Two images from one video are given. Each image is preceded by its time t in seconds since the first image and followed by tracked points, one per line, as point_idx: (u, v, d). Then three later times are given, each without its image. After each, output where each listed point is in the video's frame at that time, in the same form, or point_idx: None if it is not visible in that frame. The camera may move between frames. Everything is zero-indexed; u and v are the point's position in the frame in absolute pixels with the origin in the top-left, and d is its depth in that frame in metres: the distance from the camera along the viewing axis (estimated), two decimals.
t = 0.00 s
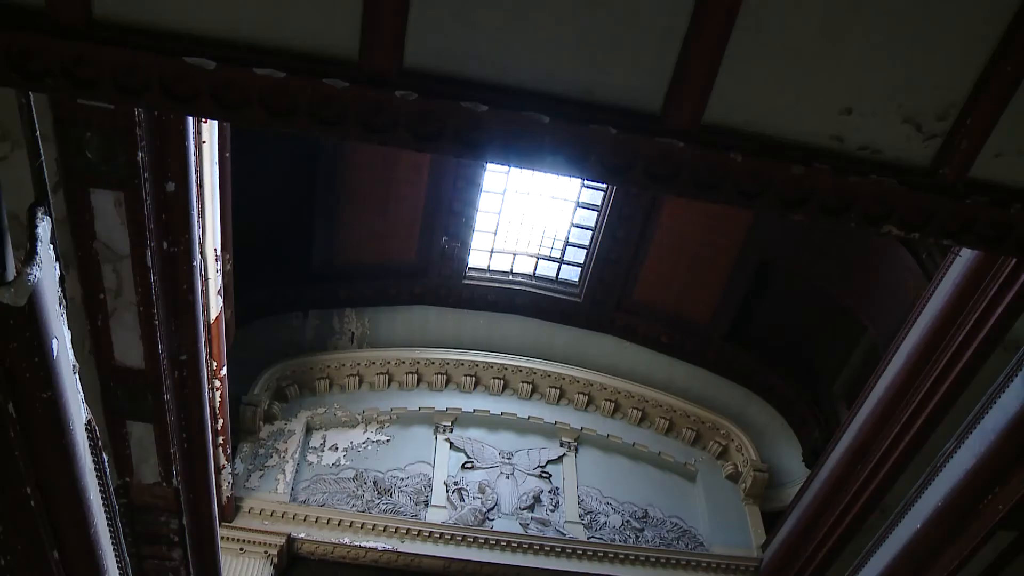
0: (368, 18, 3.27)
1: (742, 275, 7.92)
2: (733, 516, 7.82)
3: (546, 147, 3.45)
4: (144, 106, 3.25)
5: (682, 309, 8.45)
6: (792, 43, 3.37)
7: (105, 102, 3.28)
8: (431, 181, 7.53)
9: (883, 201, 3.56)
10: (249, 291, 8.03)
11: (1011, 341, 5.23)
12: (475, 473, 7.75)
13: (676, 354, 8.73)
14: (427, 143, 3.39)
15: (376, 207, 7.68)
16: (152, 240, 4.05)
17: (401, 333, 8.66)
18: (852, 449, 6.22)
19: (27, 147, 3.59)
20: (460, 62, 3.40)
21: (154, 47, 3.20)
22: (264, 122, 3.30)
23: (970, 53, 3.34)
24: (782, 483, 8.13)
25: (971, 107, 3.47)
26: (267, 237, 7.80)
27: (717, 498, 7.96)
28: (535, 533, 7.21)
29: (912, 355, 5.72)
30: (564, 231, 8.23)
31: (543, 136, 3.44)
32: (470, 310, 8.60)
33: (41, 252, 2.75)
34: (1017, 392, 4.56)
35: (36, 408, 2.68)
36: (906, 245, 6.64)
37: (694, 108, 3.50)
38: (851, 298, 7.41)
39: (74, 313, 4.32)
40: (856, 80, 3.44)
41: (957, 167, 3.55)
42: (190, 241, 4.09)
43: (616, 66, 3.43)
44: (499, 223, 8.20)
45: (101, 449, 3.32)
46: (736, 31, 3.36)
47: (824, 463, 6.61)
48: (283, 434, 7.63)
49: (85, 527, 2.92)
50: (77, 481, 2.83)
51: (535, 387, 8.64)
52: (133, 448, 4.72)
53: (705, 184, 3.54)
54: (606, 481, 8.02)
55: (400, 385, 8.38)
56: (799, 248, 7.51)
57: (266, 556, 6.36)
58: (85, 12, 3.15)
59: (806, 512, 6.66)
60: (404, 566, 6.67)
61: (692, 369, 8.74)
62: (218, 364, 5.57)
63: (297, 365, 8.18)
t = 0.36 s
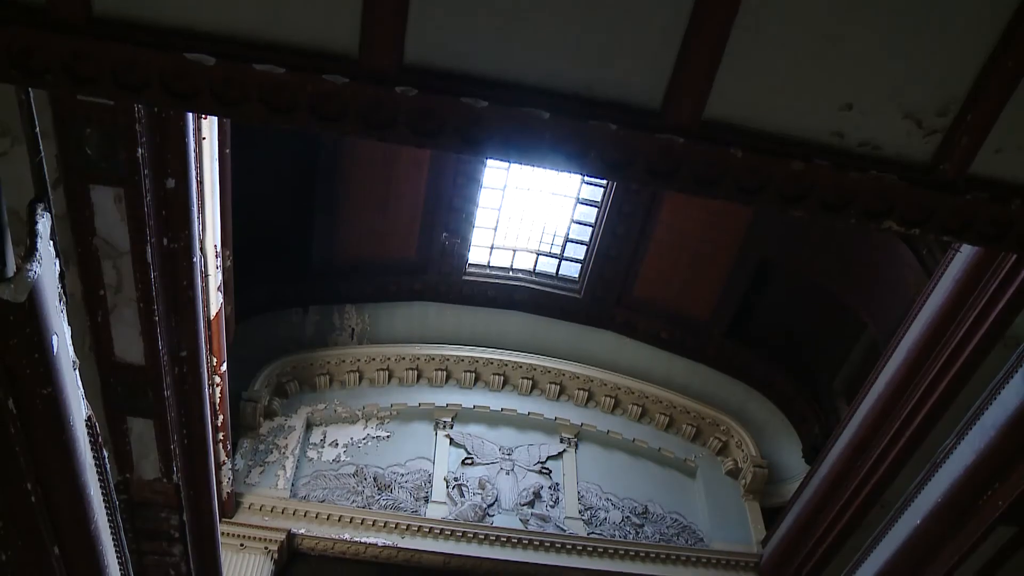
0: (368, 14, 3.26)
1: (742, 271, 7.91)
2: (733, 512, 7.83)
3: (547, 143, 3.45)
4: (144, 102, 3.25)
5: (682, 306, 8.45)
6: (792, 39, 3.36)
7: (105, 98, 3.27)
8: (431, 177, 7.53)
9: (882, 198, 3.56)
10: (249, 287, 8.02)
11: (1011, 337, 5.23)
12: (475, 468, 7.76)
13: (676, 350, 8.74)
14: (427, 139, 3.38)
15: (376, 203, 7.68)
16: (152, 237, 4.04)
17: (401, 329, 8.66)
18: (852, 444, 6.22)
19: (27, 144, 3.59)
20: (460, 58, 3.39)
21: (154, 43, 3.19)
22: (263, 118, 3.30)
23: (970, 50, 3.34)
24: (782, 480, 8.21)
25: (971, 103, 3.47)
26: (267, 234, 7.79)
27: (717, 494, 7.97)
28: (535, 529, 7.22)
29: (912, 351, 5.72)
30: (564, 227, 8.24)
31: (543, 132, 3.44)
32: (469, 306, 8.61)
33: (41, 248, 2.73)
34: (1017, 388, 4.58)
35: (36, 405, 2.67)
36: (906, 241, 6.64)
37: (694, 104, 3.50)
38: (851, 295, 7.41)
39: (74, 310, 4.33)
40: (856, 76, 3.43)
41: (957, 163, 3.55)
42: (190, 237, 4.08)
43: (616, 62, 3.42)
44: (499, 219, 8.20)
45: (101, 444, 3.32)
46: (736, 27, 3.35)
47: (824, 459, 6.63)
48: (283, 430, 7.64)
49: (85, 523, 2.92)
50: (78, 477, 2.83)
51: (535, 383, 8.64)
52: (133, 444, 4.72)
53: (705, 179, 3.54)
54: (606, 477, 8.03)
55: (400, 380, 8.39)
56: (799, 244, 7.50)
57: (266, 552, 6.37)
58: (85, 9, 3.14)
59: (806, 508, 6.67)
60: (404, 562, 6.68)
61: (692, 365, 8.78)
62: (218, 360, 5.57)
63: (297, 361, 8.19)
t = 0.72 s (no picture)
0: None
1: (742, 250, 7.90)
2: (733, 490, 7.87)
3: (547, 122, 3.41)
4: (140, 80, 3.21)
5: (682, 284, 8.45)
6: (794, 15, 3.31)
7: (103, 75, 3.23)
8: (432, 156, 7.50)
9: (883, 176, 3.51)
10: (248, 266, 8.02)
11: (1012, 316, 5.21)
12: (475, 447, 7.79)
13: (675, 329, 8.75)
14: (426, 116, 3.35)
15: (376, 182, 7.65)
16: (152, 215, 4.02)
17: (402, 309, 8.67)
18: (852, 423, 6.24)
19: (23, 123, 3.54)
20: (460, 35, 3.35)
21: (152, 20, 3.15)
22: (263, 95, 3.25)
23: (974, 27, 3.30)
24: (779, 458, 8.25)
25: (974, 81, 3.43)
26: (266, 212, 7.76)
27: (717, 472, 8.01)
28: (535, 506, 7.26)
29: (912, 331, 5.72)
30: (564, 207, 8.20)
31: (543, 110, 3.39)
32: (470, 284, 8.63)
33: (40, 227, 2.71)
34: (1017, 366, 4.57)
35: (37, 381, 2.67)
36: (907, 220, 6.63)
37: (694, 82, 3.46)
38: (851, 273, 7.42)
39: (74, 287, 4.30)
40: (858, 53, 3.39)
41: (959, 141, 3.51)
42: (190, 217, 4.06)
43: (616, 39, 3.37)
44: (499, 198, 8.15)
45: (102, 421, 3.31)
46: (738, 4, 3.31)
47: (824, 437, 6.65)
48: (283, 409, 7.64)
49: (87, 498, 2.92)
50: (79, 457, 2.83)
51: (535, 361, 8.65)
52: (133, 424, 4.68)
53: (705, 158, 3.50)
54: (606, 455, 8.06)
55: (400, 359, 8.40)
56: (800, 224, 7.48)
57: (267, 530, 6.42)
58: None
59: (806, 486, 6.70)
60: (405, 539, 6.74)
61: (692, 344, 8.76)
62: (218, 339, 5.57)
63: (298, 339, 8.16)
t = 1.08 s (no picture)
0: None
1: (742, 217, 7.86)
2: (733, 455, 7.93)
3: (547, 85, 3.26)
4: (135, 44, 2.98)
5: (681, 250, 8.43)
6: None
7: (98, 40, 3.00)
8: (432, 122, 7.43)
9: (886, 141, 3.41)
10: (246, 232, 7.97)
11: (1013, 284, 5.21)
12: (476, 413, 7.82)
13: (674, 296, 8.79)
14: (426, 81, 3.18)
15: (376, 148, 7.59)
16: (151, 182, 3.87)
17: (402, 275, 8.65)
18: (852, 389, 6.26)
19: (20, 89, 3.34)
20: None
21: None
22: (260, 59, 3.04)
23: None
24: (778, 425, 8.28)
25: (981, 45, 3.30)
26: (264, 178, 7.70)
27: (717, 439, 8.06)
28: (535, 472, 7.30)
29: (911, 299, 5.71)
30: (565, 173, 8.15)
31: (543, 73, 3.25)
32: (470, 251, 8.65)
33: (38, 194, 2.67)
34: (1017, 333, 4.50)
35: (37, 348, 2.63)
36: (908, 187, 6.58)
37: (696, 46, 3.30)
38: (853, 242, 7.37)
39: (74, 254, 4.23)
40: (864, 17, 3.24)
41: (963, 107, 3.40)
42: (189, 181, 3.85)
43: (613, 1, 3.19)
44: (500, 164, 8.10)
45: (103, 390, 3.31)
46: None
47: (824, 403, 6.68)
48: (284, 375, 7.65)
49: (90, 465, 2.92)
50: (82, 422, 2.84)
51: (535, 327, 8.65)
52: (135, 390, 4.52)
53: (706, 123, 3.38)
54: (606, 421, 8.10)
55: (401, 326, 8.40)
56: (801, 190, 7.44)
57: (269, 496, 6.47)
58: None
59: (806, 451, 6.74)
60: (406, 504, 6.81)
61: (692, 310, 8.79)
62: (218, 306, 5.56)
63: (298, 306, 8.13)
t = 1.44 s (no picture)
0: None
1: (744, 181, 7.80)
2: (733, 418, 7.97)
3: (547, 47, 3.13)
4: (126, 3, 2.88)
5: (681, 213, 8.41)
6: None
7: None
8: (432, 85, 7.33)
9: (891, 105, 3.34)
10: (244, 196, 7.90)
11: (1015, 250, 5.18)
12: (476, 376, 7.84)
13: (674, 260, 8.80)
14: (425, 42, 3.06)
15: (375, 111, 7.50)
16: (149, 145, 3.61)
17: (402, 239, 8.64)
18: (854, 353, 6.26)
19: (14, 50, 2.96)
20: None
21: None
22: (258, 20, 2.92)
23: None
24: (779, 388, 8.29)
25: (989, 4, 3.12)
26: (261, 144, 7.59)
27: (717, 402, 8.09)
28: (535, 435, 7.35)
29: (912, 264, 5.69)
30: (565, 136, 8.07)
31: (545, 35, 3.11)
32: (471, 214, 8.62)
33: (35, 157, 2.46)
34: (1017, 298, 4.54)
35: (39, 314, 2.55)
36: (911, 151, 6.52)
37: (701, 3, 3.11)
38: (855, 208, 7.30)
39: (72, 218, 3.97)
40: None
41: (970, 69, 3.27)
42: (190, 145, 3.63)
43: None
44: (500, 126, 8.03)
45: (105, 354, 3.31)
46: None
47: (824, 366, 6.70)
48: (285, 339, 7.65)
49: (93, 433, 2.91)
50: (83, 388, 2.79)
51: (535, 291, 8.65)
52: (136, 354, 4.29)
53: (707, 83, 3.28)
54: (606, 384, 8.13)
55: (401, 289, 8.38)
56: (802, 154, 7.35)
57: (271, 459, 6.53)
58: None
59: (806, 415, 6.78)
60: (408, 466, 6.87)
61: (692, 275, 8.81)
62: (219, 270, 5.55)
63: (298, 270, 8.12)
